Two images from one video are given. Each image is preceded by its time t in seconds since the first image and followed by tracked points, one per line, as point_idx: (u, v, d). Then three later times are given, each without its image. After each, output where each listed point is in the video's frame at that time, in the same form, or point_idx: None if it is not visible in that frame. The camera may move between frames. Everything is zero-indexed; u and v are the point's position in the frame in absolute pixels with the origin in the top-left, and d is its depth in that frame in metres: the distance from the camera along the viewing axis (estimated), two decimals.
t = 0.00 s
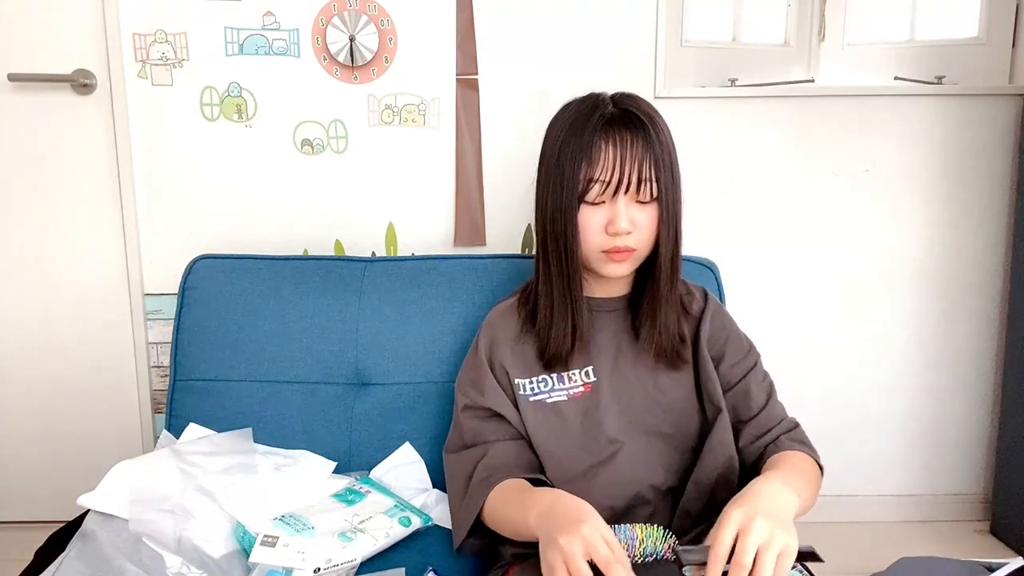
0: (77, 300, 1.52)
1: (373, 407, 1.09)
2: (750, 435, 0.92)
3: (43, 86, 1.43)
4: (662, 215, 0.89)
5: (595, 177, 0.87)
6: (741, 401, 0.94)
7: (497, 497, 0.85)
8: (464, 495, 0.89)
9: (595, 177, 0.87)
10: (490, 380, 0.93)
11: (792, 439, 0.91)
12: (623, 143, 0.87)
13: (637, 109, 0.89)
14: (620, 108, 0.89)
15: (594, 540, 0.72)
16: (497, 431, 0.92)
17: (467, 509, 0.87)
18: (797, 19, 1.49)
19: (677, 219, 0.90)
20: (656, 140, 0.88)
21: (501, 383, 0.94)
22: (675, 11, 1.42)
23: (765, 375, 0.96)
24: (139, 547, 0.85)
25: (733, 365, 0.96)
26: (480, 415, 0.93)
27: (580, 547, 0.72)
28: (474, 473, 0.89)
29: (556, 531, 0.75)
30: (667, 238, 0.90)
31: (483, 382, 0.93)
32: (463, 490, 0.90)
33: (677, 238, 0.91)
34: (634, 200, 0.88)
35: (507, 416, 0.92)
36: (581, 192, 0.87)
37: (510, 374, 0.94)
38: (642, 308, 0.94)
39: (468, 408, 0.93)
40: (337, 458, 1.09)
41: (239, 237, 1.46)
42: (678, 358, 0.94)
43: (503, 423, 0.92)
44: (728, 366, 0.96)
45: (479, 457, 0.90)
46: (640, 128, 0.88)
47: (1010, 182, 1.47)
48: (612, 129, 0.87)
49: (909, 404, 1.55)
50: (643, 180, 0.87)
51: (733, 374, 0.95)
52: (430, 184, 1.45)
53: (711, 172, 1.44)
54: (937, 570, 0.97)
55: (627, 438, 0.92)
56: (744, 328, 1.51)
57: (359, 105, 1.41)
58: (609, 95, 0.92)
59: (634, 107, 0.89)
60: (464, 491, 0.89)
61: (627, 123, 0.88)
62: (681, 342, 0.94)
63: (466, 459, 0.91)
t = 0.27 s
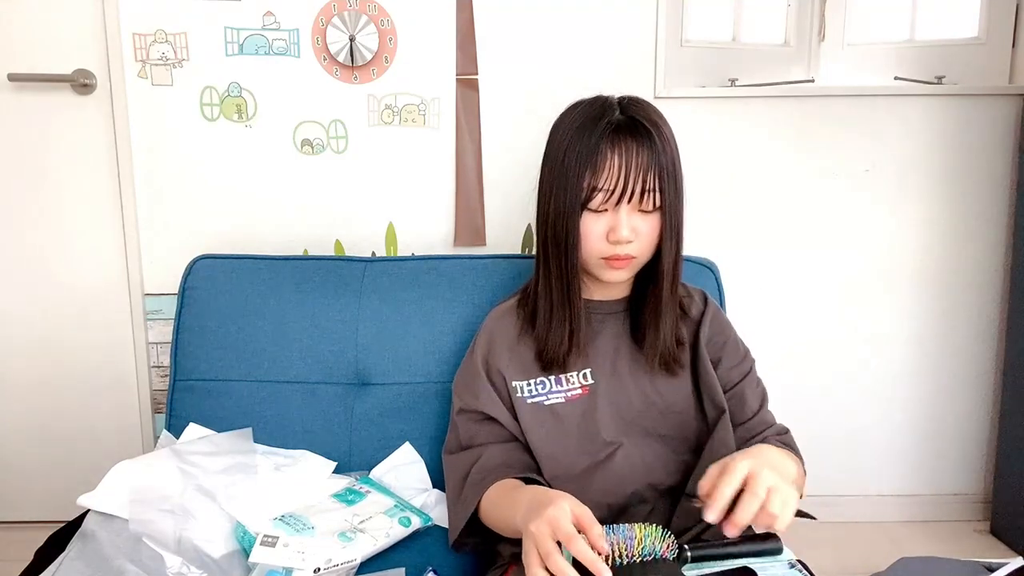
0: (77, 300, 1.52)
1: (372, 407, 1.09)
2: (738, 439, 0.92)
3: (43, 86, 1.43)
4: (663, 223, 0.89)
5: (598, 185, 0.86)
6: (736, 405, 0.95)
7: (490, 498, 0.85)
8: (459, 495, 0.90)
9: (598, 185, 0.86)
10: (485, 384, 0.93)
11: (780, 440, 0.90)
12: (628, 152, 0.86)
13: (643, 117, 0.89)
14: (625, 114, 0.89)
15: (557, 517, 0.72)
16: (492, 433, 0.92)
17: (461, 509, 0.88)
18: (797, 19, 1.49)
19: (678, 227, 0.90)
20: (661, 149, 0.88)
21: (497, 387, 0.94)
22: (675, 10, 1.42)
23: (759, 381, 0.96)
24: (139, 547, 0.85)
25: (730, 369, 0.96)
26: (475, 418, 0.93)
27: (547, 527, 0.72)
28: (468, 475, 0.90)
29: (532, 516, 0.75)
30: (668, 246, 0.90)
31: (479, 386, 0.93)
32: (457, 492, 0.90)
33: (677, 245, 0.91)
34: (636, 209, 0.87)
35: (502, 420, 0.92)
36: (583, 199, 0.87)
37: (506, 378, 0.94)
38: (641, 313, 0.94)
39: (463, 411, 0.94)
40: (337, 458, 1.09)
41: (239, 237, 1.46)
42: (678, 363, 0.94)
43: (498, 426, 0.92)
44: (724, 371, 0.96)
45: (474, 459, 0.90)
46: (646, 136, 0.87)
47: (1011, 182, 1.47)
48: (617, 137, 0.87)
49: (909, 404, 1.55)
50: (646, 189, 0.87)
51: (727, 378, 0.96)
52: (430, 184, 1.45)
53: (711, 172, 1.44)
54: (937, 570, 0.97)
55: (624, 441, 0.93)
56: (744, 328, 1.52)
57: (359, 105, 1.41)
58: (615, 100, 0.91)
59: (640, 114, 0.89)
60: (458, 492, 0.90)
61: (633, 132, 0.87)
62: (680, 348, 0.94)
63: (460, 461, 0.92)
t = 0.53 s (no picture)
0: (76, 300, 1.52)
1: (372, 407, 1.09)
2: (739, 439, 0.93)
3: (43, 86, 1.43)
4: (663, 225, 0.89)
5: (598, 187, 0.86)
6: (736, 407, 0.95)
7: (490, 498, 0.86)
8: (458, 495, 0.91)
9: (598, 188, 0.86)
10: (481, 387, 0.94)
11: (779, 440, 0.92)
12: (628, 154, 0.86)
13: (643, 119, 0.89)
14: (624, 116, 0.89)
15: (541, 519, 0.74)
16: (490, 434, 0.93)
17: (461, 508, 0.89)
18: (796, 19, 1.49)
19: (679, 228, 0.90)
20: (661, 151, 0.88)
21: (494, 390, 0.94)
22: (675, 11, 1.42)
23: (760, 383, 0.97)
24: (139, 547, 0.85)
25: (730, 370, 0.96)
26: (472, 421, 0.94)
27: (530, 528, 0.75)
28: (467, 476, 0.91)
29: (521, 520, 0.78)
30: (668, 247, 0.90)
31: (478, 388, 0.94)
32: (456, 493, 0.91)
33: (677, 246, 0.91)
34: (636, 210, 0.87)
35: (500, 422, 0.92)
36: (583, 201, 0.87)
37: (504, 380, 0.94)
38: (641, 314, 0.94)
39: (460, 413, 0.95)
40: (337, 459, 1.09)
41: (239, 237, 1.46)
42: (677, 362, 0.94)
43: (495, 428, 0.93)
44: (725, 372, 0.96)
45: (472, 461, 0.91)
46: (645, 138, 0.87)
47: (1011, 182, 1.47)
48: (617, 140, 0.87)
49: (909, 404, 1.56)
50: (646, 190, 0.87)
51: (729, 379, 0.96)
52: (430, 184, 1.45)
53: (711, 172, 1.44)
54: (937, 570, 0.97)
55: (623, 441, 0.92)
56: (744, 328, 1.52)
57: (359, 105, 1.41)
58: (615, 102, 0.91)
59: (640, 116, 0.89)
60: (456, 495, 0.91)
61: (632, 134, 0.87)
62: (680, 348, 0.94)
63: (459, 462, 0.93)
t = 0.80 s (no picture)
0: (76, 299, 1.52)
1: (372, 407, 1.09)
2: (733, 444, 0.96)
3: (43, 86, 1.43)
4: (664, 227, 0.89)
5: (600, 191, 0.86)
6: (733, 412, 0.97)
7: (498, 506, 0.88)
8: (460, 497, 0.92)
9: (601, 192, 0.86)
10: (481, 389, 0.94)
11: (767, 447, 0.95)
12: (630, 157, 0.86)
13: (644, 121, 0.89)
14: (626, 119, 0.88)
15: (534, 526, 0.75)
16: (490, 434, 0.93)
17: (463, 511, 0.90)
18: (796, 19, 1.49)
19: (679, 231, 0.91)
20: (662, 154, 0.88)
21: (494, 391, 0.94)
22: (675, 11, 1.42)
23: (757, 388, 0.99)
24: (139, 547, 0.85)
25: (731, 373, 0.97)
26: (472, 424, 0.94)
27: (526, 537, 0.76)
28: (469, 477, 0.91)
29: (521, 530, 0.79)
30: (669, 249, 0.90)
31: (478, 388, 0.94)
32: (457, 496, 0.92)
33: (678, 249, 0.91)
34: (637, 213, 0.88)
35: (499, 424, 0.93)
36: (585, 205, 0.87)
37: (504, 382, 0.94)
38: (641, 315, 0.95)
39: (460, 414, 0.95)
40: (337, 458, 1.09)
41: (239, 237, 1.46)
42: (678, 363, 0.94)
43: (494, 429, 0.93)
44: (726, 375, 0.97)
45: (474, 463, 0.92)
46: (647, 142, 0.87)
47: (1010, 182, 1.47)
48: (618, 143, 0.87)
49: (909, 404, 1.56)
50: (647, 193, 0.87)
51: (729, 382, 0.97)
52: (430, 184, 1.45)
53: (711, 172, 1.44)
54: (937, 570, 0.97)
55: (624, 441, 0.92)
56: (744, 329, 1.52)
57: (359, 105, 1.41)
58: (616, 104, 0.91)
59: (641, 119, 0.89)
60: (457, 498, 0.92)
61: (633, 137, 0.87)
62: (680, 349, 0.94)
63: (461, 465, 0.94)
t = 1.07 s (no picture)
0: (76, 300, 1.52)
1: (373, 407, 1.09)
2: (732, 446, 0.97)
3: (43, 86, 1.43)
4: (668, 228, 0.89)
5: (605, 191, 0.86)
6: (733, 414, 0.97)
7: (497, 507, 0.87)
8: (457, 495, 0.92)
9: (606, 193, 0.86)
10: (481, 389, 0.94)
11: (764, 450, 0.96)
12: (634, 159, 0.87)
13: (648, 123, 0.89)
14: (630, 121, 0.89)
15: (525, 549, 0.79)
16: (490, 433, 0.94)
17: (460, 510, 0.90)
18: (796, 19, 1.49)
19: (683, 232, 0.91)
20: (666, 155, 0.88)
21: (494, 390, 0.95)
22: (675, 11, 1.42)
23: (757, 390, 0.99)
24: (139, 547, 0.85)
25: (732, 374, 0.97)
26: (473, 423, 0.94)
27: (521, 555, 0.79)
28: (468, 476, 0.92)
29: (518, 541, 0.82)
30: (673, 251, 0.90)
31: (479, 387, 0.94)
32: (457, 495, 0.93)
33: (682, 250, 0.91)
34: (642, 214, 0.88)
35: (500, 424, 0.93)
36: (589, 206, 0.87)
37: (506, 382, 0.94)
38: (643, 316, 0.95)
39: (462, 414, 0.95)
40: (337, 458, 1.09)
41: (239, 236, 1.46)
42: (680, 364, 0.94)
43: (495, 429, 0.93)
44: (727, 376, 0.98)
45: (473, 463, 0.92)
46: (651, 143, 0.87)
47: (1010, 182, 1.47)
48: (623, 144, 0.87)
49: (909, 405, 1.55)
50: (652, 194, 0.87)
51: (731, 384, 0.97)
52: (430, 185, 1.45)
53: (711, 172, 1.44)
54: (937, 570, 0.97)
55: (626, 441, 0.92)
56: (744, 329, 1.52)
57: (359, 105, 1.41)
58: (620, 105, 0.91)
59: (645, 120, 0.89)
60: (457, 496, 0.92)
61: (637, 139, 0.87)
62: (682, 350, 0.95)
63: (461, 464, 0.94)
